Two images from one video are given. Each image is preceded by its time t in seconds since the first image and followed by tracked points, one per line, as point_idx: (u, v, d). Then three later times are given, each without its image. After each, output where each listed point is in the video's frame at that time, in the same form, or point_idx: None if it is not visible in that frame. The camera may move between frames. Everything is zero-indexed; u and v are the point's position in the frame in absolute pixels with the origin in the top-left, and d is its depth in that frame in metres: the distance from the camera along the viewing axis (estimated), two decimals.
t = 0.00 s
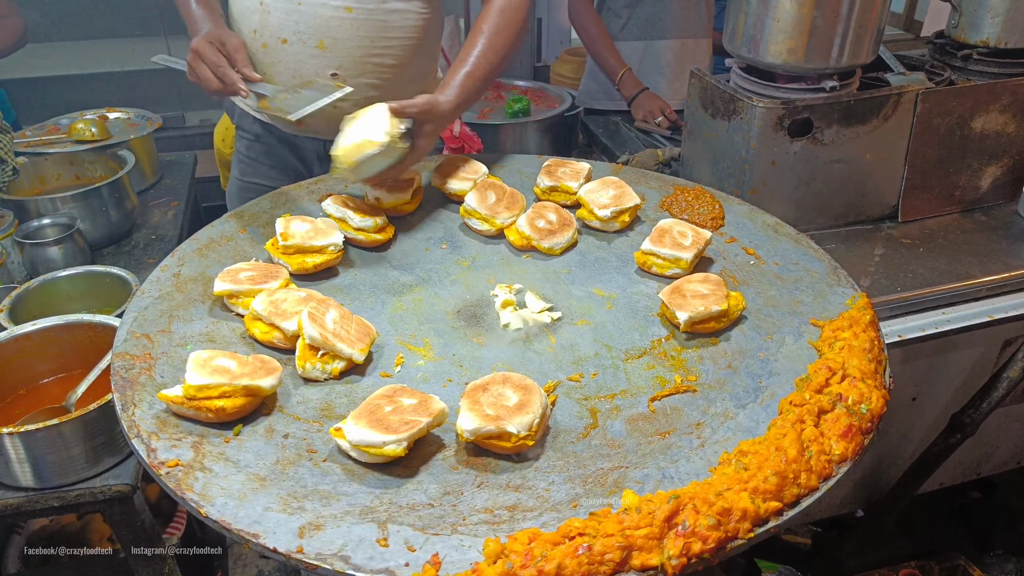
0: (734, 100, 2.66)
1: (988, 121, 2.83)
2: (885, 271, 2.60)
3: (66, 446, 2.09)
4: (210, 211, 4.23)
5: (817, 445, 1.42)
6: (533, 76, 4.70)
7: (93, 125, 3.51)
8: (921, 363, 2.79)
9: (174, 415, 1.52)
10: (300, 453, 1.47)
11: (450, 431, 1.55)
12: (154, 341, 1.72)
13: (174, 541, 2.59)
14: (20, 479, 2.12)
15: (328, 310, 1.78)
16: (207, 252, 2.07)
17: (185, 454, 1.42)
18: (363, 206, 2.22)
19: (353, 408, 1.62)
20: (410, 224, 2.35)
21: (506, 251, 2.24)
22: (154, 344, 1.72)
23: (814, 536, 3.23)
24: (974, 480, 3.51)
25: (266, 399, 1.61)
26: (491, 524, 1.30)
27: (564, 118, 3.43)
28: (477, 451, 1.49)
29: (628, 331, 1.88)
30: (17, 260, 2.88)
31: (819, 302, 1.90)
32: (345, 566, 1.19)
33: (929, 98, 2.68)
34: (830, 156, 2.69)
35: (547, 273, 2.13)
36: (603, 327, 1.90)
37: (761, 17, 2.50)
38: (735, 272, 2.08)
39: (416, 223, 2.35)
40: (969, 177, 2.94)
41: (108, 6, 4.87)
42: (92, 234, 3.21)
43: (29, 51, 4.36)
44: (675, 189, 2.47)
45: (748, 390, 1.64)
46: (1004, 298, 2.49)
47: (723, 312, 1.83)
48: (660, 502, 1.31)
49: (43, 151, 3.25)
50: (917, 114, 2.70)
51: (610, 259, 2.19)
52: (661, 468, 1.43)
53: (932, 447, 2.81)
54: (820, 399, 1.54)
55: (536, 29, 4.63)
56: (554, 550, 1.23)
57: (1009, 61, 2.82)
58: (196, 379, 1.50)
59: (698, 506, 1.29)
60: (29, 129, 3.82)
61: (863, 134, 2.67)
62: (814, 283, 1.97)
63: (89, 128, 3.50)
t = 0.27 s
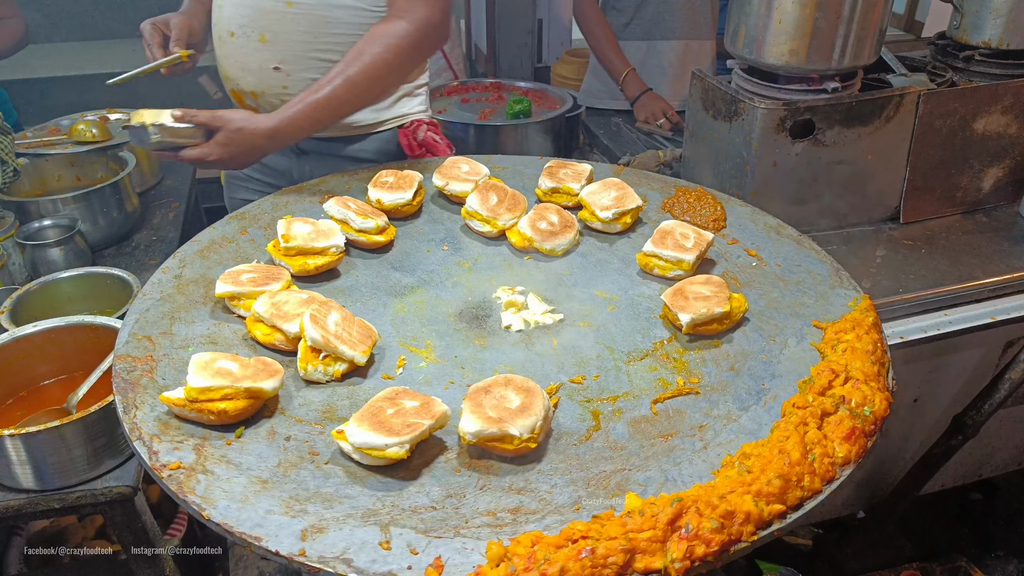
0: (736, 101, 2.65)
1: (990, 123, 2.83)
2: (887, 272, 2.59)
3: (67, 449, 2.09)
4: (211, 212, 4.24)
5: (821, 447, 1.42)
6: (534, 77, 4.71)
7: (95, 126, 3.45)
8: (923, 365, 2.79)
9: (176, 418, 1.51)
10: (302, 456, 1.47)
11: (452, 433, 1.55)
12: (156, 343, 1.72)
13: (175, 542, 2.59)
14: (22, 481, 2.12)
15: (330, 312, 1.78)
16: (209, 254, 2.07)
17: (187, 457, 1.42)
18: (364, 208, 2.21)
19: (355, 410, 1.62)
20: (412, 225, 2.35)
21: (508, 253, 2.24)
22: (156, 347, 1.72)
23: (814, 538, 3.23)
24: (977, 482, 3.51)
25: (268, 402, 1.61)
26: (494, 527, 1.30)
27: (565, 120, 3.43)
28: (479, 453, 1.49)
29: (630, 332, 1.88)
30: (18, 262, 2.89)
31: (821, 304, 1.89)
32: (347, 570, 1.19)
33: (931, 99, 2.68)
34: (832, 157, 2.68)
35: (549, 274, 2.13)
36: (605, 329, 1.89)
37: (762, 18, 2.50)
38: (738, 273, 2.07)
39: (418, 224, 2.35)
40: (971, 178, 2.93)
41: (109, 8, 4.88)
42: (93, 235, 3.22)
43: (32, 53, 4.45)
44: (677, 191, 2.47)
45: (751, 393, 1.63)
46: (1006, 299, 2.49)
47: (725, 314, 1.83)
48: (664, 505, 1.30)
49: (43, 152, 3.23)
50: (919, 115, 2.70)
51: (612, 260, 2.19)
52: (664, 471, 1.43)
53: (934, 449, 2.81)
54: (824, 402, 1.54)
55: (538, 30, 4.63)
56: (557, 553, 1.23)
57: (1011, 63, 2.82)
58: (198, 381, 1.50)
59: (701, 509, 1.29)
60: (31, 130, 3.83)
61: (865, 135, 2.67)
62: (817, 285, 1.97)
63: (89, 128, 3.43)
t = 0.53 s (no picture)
0: (737, 101, 2.65)
1: (991, 123, 2.83)
2: (888, 273, 2.59)
3: (66, 450, 2.08)
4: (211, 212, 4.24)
5: (823, 449, 1.41)
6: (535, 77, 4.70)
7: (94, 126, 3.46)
8: (924, 365, 2.78)
9: (175, 419, 1.51)
10: (302, 457, 1.46)
11: (452, 434, 1.54)
12: (155, 344, 1.71)
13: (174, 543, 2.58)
14: (20, 483, 2.11)
15: (330, 313, 1.77)
16: (209, 254, 2.07)
17: (186, 458, 1.41)
18: (364, 208, 2.21)
19: (355, 411, 1.61)
20: (412, 226, 2.34)
21: (508, 254, 2.23)
22: (156, 347, 1.72)
23: (815, 539, 3.22)
24: (979, 483, 3.50)
25: (268, 403, 1.60)
26: (495, 529, 1.29)
27: (565, 120, 3.42)
28: (480, 454, 1.49)
29: (631, 333, 1.87)
30: (17, 262, 2.90)
31: (823, 305, 1.89)
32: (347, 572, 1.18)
33: (931, 100, 2.68)
34: (833, 158, 2.68)
35: (549, 275, 2.13)
36: (606, 330, 1.89)
37: (763, 18, 2.50)
38: (739, 274, 2.07)
39: (417, 224, 2.34)
40: (972, 179, 2.93)
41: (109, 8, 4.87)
42: (93, 236, 3.21)
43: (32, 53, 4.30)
44: (677, 191, 2.46)
45: (753, 394, 1.63)
46: (1008, 300, 2.48)
47: (727, 314, 1.82)
48: (665, 507, 1.30)
49: (43, 153, 3.26)
50: (920, 116, 2.69)
51: (613, 261, 2.18)
52: (665, 472, 1.42)
53: (935, 450, 2.80)
54: (825, 403, 1.53)
55: (538, 30, 4.62)
56: (558, 555, 1.22)
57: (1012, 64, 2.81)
58: (198, 382, 1.49)
59: (703, 511, 1.28)
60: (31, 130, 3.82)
61: (866, 135, 2.67)
62: (818, 286, 1.96)
63: (88, 129, 3.42)
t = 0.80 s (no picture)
0: (737, 102, 2.65)
1: (992, 124, 2.82)
2: (889, 274, 2.58)
3: (66, 450, 2.08)
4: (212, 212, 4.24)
5: (824, 450, 1.41)
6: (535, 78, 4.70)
7: (95, 127, 3.54)
8: (925, 366, 2.78)
9: (175, 420, 1.51)
10: (302, 458, 1.46)
11: (452, 435, 1.54)
12: (155, 344, 1.71)
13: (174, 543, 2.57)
14: (20, 483, 2.11)
15: (330, 313, 1.77)
16: (209, 254, 2.07)
17: (186, 459, 1.41)
18: (365, 209, 2.21)
19: (355, 412, 1.61)
20: (412, 226, 2.34)
21: (509, 254, 2.23)
22: (155, 348, 1.71)
23: (816, 540, 3.21)
24: (980, 484, 3.49)
25: (268, 403, 1.60)
26: (495, 530, 1.29)
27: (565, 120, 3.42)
28: (480, 455, 1.48)
29: (632, 334, 1.87)
30: (17, 263, 2.90)
31: (824, 306, 1.88)
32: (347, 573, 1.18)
33: (932, 101, 2.67)
34: (834, 158, 2.68)
35: (549, 276, 2.13)
36: (606, 331, 1.88)
37: (764, 19, 2.50)
38: (740, 275, 2.07)
39: (417, 225, 2.34)
40: (974, 179, 2.92)
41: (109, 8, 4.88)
42: (93, 236, 3.21)
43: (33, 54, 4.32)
44: (678, 192, 2.46)
45: (754, 395, 1.63)
46: (1008, 301, 2.48)
47: (727, 315, 1.82)
48: (666, 508, 1.29)
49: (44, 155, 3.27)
50: (921, 117, 2.69)
51: (613, 262, 2.18)
52: (666, 474, 1.42)
53: (936, 451, 2.80)
54: (826, 404, 1.53)
55: (539, 31, 4.62)
56: (558, 557, 1.22)
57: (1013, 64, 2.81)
58: (198, 383, 1.49)
59: (704, 512, 1.28)
60: (31, 130, 3.82)
61: (867, 136, 2.67)
62: (819, 287, 1.96)
63: (90, 130, 3.51)
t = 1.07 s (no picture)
0: (738, 102, 2.64)
1: (993, 124, 2.81)
2: (891, 275, 2.58)
3: (65, 451, 2.07)
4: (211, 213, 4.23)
5: (826, 452, 1.40)
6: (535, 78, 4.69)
7: (94, 127, 3.49)
8: (926, 367, 2.77)
9: (173, 422, 1.49)
10: (301, 460, 1.45)
11: (453, 437, 1.53)
12: (154, 346, 1.70)
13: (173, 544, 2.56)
14: (19, 484, 2.10)
15: (329, 314, 1.76)
16: (208, 255, 2.05)
17: (184, 461, 1.40)
18: (364, 209, 2.20)
19: (355, 414, 1.60)
20: (412, 227, 2.33)
21: (509, 255, 2.22)
22: (154, 349, 1.70)
23: (816, 542, 3.18)
24: (981, 485, 3.48)
25: (267, 405, 1.59)
26: (496, 533, 1.28)
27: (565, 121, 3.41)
28: (480, 458, 1.47)
29: (632, 335, 1.86)
30: (16, 263, 2.89)
31: (826, 307, 1.87)
32: None
33: (934, 101, 2.66)
34: (835, 159, 2.67)
35: (550, 276, 2.12)
36: (607, 333, 1.87)
37: (765, 18, 2.49)
38: (741, 276, 2.06)
39: (417, 225, 2.33)
40: (975, 180, 2.91)
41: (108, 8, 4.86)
42: (92, 237, 3.21)
43: (33, 54, 4.31)
44: (679, 193, 2.45)
45: (755, 397, 1.62)
46: (1010, 302, 2.47)
47: (728, 316, 1.81)
48: (668, 511, 1.28)
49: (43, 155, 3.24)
50: (922, 117, 2.68)
51: (614, 263, 2.17)
52: (667, 476, 1.41)
53: (937, 452, 2.79)
54: (829, 406, 1.52)
55: (538, 31, 4.62)
56: (559, 560, 1.21)
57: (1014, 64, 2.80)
58: (196, 385, 1.48)
59: (706, 515, 1.27)
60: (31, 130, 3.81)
61: (868, 136, 2.66)
62: (820, 288, 1.95)
63: (89, 130, 3.46)
